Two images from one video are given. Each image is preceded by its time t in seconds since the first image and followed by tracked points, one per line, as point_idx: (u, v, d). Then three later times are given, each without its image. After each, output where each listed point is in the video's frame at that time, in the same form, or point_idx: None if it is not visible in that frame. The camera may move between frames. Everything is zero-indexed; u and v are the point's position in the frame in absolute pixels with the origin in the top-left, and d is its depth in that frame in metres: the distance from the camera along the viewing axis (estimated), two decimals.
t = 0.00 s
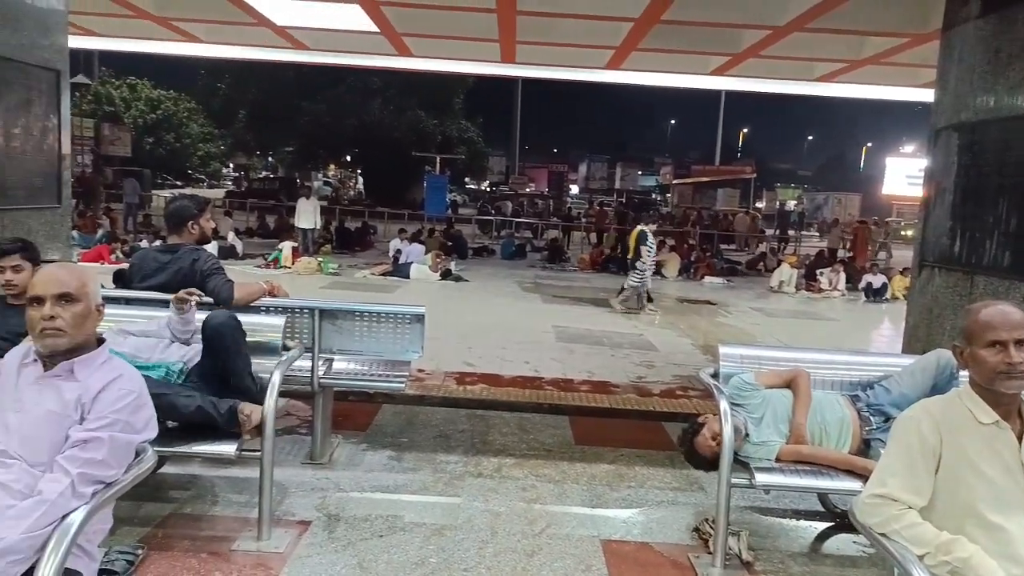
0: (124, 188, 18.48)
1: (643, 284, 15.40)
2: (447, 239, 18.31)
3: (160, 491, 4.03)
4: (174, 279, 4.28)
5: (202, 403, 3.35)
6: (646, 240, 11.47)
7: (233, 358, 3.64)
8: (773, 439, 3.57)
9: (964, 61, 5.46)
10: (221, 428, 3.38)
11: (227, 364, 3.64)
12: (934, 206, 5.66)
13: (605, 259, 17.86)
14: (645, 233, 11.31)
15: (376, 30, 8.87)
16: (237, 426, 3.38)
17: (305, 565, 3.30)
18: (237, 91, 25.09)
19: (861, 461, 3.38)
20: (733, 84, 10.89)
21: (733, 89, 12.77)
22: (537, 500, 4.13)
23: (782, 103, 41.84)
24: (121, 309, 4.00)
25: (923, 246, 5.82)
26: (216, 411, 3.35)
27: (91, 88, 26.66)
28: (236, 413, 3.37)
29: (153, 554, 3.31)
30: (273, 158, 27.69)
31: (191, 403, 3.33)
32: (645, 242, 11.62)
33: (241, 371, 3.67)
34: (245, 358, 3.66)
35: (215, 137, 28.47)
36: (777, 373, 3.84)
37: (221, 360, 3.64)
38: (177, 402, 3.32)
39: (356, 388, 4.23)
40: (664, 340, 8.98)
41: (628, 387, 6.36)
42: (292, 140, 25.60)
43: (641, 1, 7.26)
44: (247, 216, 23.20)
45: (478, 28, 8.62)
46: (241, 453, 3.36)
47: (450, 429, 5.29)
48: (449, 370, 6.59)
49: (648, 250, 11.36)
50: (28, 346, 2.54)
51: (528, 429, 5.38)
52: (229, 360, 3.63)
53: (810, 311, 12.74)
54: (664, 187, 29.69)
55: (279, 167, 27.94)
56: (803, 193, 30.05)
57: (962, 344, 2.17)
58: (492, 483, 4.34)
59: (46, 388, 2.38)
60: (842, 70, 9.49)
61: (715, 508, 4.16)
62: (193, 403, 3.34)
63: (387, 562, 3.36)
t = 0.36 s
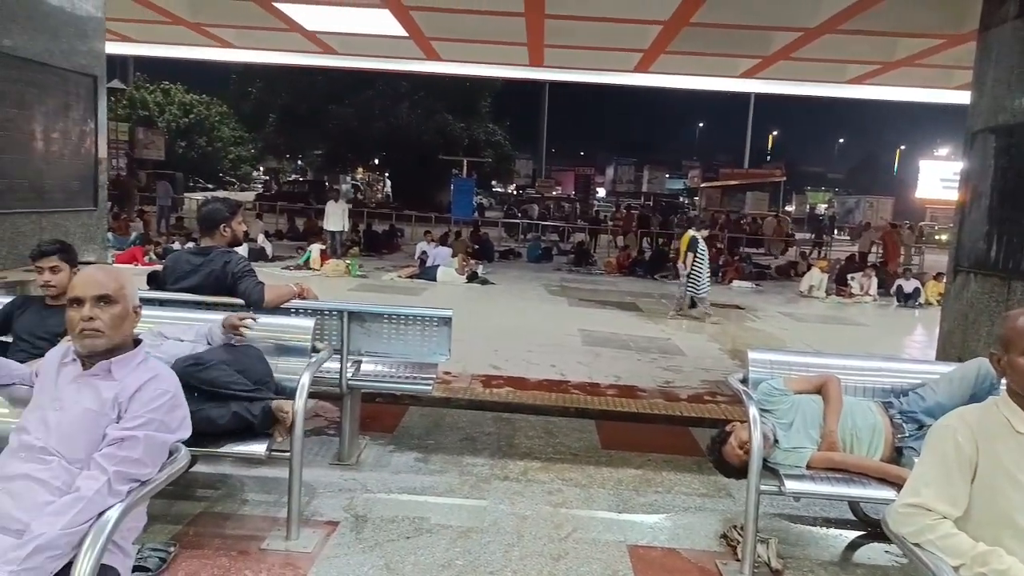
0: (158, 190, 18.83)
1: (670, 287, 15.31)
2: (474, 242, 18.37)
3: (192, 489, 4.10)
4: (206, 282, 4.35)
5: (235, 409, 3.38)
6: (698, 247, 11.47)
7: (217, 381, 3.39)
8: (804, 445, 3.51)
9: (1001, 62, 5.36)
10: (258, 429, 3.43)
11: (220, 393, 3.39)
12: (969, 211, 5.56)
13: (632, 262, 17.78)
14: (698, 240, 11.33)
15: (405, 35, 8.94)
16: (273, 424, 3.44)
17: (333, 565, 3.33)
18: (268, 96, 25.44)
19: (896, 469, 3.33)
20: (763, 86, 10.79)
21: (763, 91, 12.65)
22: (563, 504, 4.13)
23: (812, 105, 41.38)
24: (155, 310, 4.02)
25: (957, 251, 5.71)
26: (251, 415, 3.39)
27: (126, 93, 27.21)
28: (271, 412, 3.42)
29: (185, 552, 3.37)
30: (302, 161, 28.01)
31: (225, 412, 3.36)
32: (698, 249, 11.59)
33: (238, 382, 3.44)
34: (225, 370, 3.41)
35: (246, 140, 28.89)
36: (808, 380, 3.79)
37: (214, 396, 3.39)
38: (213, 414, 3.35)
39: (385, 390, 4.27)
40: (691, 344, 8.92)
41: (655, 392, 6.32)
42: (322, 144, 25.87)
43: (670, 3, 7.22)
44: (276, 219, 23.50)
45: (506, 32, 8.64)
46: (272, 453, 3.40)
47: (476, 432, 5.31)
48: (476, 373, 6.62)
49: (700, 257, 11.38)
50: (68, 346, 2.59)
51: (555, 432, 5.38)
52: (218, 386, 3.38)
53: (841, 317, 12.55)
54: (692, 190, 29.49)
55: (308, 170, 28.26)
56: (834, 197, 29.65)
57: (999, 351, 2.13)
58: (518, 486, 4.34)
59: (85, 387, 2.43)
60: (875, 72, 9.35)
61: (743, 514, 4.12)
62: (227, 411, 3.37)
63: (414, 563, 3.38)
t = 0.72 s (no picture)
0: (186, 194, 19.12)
1: (695, 292, 15.20)
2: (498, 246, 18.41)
3: (219, 489, 4.16)
4: (234, 284, 4.42)
5: (264, 407, 3.42)
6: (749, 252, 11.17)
7: (239, 390, 3.38)
8: (832, 452, 3.47)
9: None
10: (286, 428, 3.49)
11: (244, 400, 3.39)
12: (1002, 215, 5.45)
13: (656, 266, 17.67)
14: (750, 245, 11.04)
15: (430, 40, 9.00)
16: (301, 422, 3.50)
17: (357, 567, 3.35)
18: (295, 101, 25.74)
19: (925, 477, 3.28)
20: (790, 90, 10.69)
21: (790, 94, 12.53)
22: (586, 509, 4.11)
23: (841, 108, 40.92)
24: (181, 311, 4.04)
25: (990, 256, 5.60)
26: (280, 414, 3.44)
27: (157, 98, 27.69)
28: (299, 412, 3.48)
29: (212, 552, 3.41)
30: (327, 165, 28.28)
31: (254, 413, 3.39)
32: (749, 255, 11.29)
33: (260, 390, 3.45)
34: (245, 379, 3.41)
35: (273, 145, 29.24)
36: (836, 386, 3.74)
37: (237, 403, 3.38)
38: (243, 414, 3.36)
39: (409, 393, 4.29)
40: (716, 349, 8.84)
41: (680, 397, 6.28)
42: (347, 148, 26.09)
43: (696, 6, 7.19)
44: (302, 222, 23.74)
45: (531, 37, 8.67)
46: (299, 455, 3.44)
47: (500, 436, 5.31)
48: (500, 377, 6.63)
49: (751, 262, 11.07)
50: (100, 348, 2.65)
51: (578, 437, 5.36)
52: (240, 395, 3.38)
53: (869, 322, 12.37)
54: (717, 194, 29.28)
55: (334, 174, 28.53)
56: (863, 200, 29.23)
57: None
58: (542, 491, 4.34)
59: (117, 387, 2.47)
60: (905, 74, 9.22)
61: (769, 522, 4.08)
62: (257, 411, 3.40)
63: (437, 567, 3.39)
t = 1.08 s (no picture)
0: (212, 198, 19.36)
1: (718, 297, 15.10)
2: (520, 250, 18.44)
3: (243, 491, 4.20)
4: (259, 287, 4.47)
5: (287, 417, 3.45)
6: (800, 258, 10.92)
7: (264, 400, 3.43)
8: (858, 461, 3.43)
9: None
10: (309, 436, 3.51)
11: (269, 410, 3.43)
12: None
13: (679, 271, 17.57)
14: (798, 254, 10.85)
15: (454, 45, 9.05)
16: (324, 431, 3.52)
17: (380, 570, 3.38)
18: (319, 105, 25.99)
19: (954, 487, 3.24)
20: (815, 93, 10.59)
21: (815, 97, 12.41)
22: (609, 515, 4.10)
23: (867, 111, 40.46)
24: (209, 315, 4.11)
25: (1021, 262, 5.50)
26: (303, 424, 3.47)
27: (184, 104, 28.07)
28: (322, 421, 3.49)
29: (237, 553, 3.45)
30: (351, 169, 28.51)
31: (277, 422, 3.42)
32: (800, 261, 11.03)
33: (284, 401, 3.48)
34: (271, 388, 3.46)
35: (297, 149, 29.52)
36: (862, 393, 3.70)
37: (261, 412, 3.42)
38: (266, 423, 3.40)
39: (432, 397, 4.31)
40: (740, 355, 8.78)
41: (703, 403, 6.23)
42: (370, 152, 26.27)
43: (721, 9, 7.14)
44: (326, 226, 23.95)
45: (555, 41, 8.68)
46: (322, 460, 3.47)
47: (522, 440, 5.31)
48: (521, 381, 6.63)
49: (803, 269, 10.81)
50: (130, 351, 2.70)
51: (601, 442, 5.35)
52: (265, 404, 3.42)
53: (896, 328, 12.19)
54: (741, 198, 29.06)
55: (357, 179, 28.73)
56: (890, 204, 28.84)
57: None
58: (563, 496, 4.33)
59: (147, 390, 2.51)
60: (933, 77, 9.10)
61: (794, 530, 4.03)
62: (279, 420, 3.43)
63: (459, 571, 3.40)
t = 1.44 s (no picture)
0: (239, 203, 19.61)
1: (744, 302, 14.97)
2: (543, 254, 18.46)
3: (270, 492, 4.25)
4: (287, 291, 4.52)
5: (312, 420, 3.47)
6: (854, 266, 10.56)
7: (290, 403, 3.46)
8: (886, 469, 3.39)
9: None
10: (334, 438, 3.54)
11: (295, 412, 3.45)
12: None
13: (703, 276, 17.45)
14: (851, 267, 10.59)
15: (478, 51, 9.10)
16: (349, 434, 3.54)
17: (404, 572, 3.40)
18: (344, 110, 26.24)
19: (984, 496, 3.21)
20: (842, 97, 10.48)
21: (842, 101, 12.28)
22: (633, 520, 4.09)
23: (896, 114, 39.92)
24: (237, 318, 4.17)
25: None
26: (328, 425, 3.50)
27: (212, 110, 28.49)
28: (347, 424, 3.51)
29: (264, 553, 3.50)
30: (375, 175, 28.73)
31: (302, 424, 3.45)
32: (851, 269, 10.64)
33: (310, 404, 3.51)
34: (297, 391, 3.49)
35: (323, 155, 29.81)
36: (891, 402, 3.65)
37: (287, 415, 3.45)
38: (291, 426, 3.43)
39: (455, 400, 4.33)
40: (765, 361, 8.69)
41: (727, 409, 6.18)
42: (395, 157, 26.45)
43: (746, 12, 7.11)
44: (350, 230, 24.16)
45: (579, 46, 8.69)
46: (347, 462, 3.50)
47: (545, 445, 5.32)
48: (544, 385, 6.63)
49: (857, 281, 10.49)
50: (160, 353, 2.74)
51: (624, 447, 5.33)
52: (291, 407, 3.45)
53: (926, 335, 12.00)
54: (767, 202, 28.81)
55: (382, 183, 28.93)
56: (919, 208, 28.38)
57: None
58: (586, 501, 4.33)
59: (178, 391, 2.56)
60: (963, 80, 8.96)
61: (820, 538, 3.99)
62: (305, 423, 3.46)
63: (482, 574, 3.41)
